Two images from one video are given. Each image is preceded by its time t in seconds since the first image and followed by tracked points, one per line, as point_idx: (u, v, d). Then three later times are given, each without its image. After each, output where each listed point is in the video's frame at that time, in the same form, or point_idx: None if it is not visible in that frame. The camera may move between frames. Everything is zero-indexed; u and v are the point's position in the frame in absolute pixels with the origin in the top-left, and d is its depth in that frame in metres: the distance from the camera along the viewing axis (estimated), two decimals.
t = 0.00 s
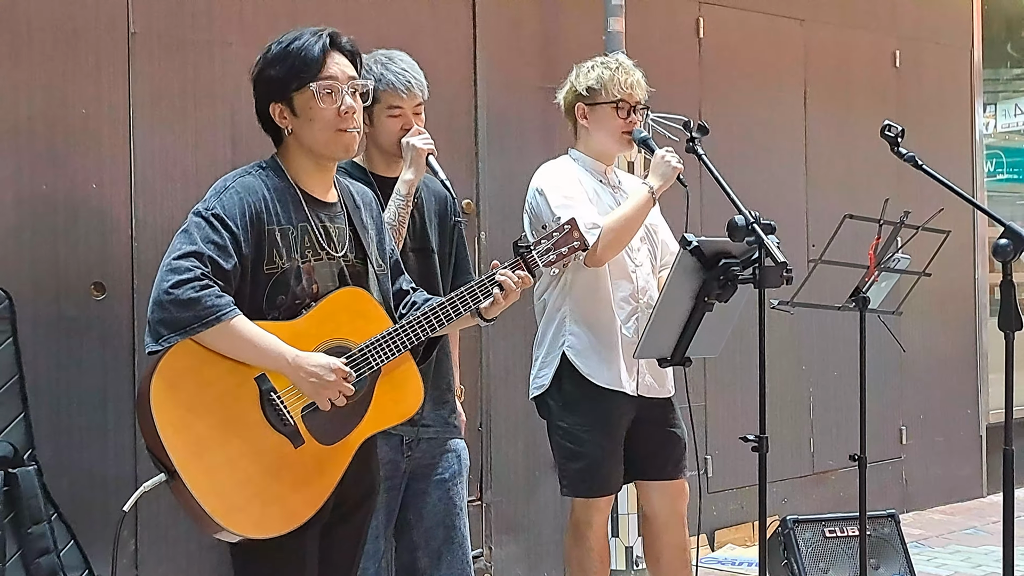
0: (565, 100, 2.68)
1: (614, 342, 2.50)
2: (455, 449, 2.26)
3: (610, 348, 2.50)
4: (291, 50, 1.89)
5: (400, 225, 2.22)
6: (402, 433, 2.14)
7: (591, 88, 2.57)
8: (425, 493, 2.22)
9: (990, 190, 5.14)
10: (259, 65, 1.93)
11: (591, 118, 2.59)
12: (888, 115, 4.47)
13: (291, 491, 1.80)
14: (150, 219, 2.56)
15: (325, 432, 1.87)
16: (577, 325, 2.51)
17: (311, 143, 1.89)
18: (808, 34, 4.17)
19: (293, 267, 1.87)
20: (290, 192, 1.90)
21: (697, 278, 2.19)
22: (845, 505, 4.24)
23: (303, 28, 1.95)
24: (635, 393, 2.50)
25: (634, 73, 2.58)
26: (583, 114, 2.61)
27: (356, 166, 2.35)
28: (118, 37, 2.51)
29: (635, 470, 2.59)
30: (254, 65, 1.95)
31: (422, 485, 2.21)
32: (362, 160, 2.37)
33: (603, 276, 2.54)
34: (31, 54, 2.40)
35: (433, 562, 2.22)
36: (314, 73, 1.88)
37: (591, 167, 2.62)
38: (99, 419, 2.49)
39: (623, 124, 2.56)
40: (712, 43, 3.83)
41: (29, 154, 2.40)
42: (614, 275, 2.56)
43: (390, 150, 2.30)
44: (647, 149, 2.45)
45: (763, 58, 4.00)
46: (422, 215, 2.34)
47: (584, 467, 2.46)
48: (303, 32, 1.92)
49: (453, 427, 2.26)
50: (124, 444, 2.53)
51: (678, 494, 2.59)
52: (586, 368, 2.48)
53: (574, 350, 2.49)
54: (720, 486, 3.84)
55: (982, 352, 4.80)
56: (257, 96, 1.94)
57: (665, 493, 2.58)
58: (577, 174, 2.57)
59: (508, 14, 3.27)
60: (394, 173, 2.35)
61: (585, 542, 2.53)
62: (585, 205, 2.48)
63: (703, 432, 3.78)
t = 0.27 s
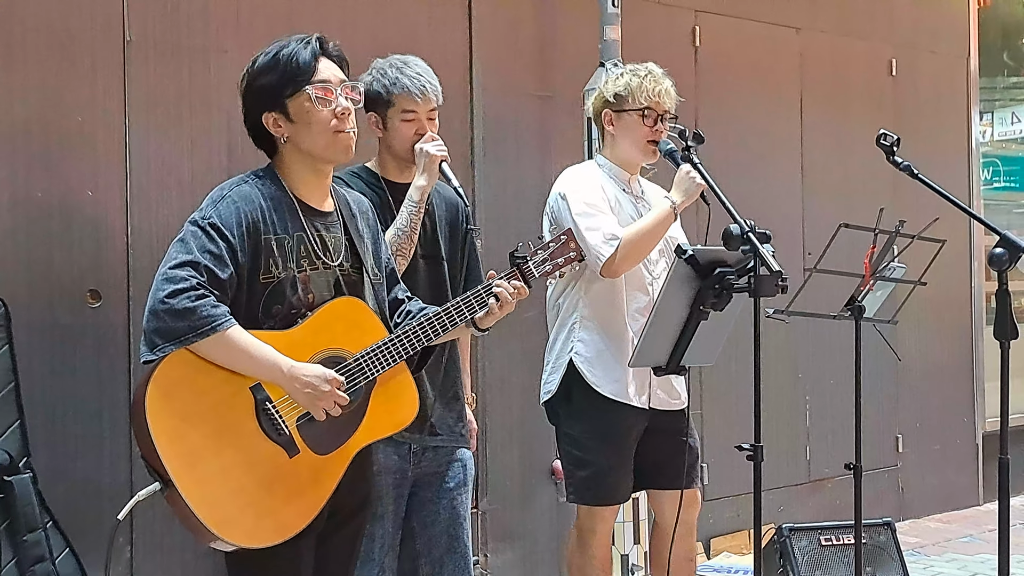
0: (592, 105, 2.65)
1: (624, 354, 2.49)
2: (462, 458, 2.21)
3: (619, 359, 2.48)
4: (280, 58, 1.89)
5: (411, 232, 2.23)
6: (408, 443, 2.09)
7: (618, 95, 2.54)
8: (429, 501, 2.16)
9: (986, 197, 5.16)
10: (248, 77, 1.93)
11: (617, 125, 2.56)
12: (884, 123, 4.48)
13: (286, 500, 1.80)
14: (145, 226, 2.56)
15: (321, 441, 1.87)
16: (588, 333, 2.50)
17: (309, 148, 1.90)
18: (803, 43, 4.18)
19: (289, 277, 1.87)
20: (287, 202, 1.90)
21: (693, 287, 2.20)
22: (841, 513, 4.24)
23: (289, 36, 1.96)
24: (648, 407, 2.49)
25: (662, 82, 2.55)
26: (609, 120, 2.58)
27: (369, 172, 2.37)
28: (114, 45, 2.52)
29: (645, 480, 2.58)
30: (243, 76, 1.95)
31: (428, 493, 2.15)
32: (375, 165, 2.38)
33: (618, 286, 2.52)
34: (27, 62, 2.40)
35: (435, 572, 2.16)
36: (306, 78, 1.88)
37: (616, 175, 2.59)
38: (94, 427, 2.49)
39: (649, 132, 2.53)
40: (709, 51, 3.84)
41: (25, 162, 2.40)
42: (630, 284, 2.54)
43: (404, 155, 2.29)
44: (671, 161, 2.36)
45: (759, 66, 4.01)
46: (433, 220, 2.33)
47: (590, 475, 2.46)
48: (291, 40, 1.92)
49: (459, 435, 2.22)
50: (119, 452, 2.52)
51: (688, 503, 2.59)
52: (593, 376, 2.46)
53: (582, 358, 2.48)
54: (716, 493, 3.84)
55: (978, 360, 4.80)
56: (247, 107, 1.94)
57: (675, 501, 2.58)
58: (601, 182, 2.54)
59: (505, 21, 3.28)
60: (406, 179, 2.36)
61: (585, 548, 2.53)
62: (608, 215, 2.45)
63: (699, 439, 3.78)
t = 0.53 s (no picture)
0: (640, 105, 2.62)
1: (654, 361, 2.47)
2: (474, 463, 2.25)
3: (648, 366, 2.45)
4: (305, 60, 1.89)
5: (429, 235, 2.20)
6: (425, 444, 2.16)
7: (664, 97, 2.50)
8: (440, 504, 2.21)
9: (992, 199, 5.14)
10: (263, 71, 1.91)
11: (662, 126, 2.54)
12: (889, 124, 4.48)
13: (291, 502, 1.80)
14: (151, 228, 2.57)
15: (326, 442, 1.88)
16: (619, 334, 2.49)
17: (314, 151, 1.90)
18: (808, 44, 4.18)
19: (293, 278, 1.87)
20: (290, 203, 1.90)
21: (697, 288, 2.20)
22: (846, 515, 4.24)
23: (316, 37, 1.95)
24: (679, 413, 2.48)
25: (711, 84, 2.49)
26: (655, 120, 2.55)
27: (388, 171, 2.34)
28: (120, 47, 2.52)
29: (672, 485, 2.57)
30: (257, 65, 1.93)
31: (439, 496, 2.21)
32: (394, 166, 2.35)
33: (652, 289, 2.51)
34: (33, 64, 2.41)
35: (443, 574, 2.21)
36: (328, 85, 1.89)
37: (659, 176, 2.56)
38: (99, 428, 2.49)
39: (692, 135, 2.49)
40: (713, 53, 3.84)
41: (31, 164, 2.41)
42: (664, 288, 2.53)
43: (424, 155, 2.27)
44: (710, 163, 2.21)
45: (764, 67, 4.01)
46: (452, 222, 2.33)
47: (614, 477, 2.46)
48: (318, 43, 1.92)
49: (473, 440, 2.25)
50: (124, 453, 2.53)
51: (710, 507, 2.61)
52: (621, 379, 2.45)
53: (610, 360, 2.47)
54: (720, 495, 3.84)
55: (984, 362, 4.79)
56: (253, 96, 1.93)
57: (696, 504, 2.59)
58: (641, 182, 2.53)
59: (509, 23, 3.28)
60: (426, 181, 2.33)
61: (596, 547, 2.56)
62: (642, 217, 2.45)
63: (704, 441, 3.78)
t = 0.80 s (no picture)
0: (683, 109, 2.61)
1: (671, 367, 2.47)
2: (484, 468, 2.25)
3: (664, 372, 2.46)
4: (335, 70, 1.89)
5: (442, 236, 2.19)
6: (433, 446, 2.17)
7: (701, 100, 2.48)
8: (447, 507, 2.21)
9: (995, 204, 5.14)
10: (288, 71, 1.90)
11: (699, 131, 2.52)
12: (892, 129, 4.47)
13: (290, 503, 1.81)
14: (153, 228, 2.57)
15: (325, 443, 1.88)
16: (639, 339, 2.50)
17: (325, 159, 1.91)
18: (811, 48, 4.18)
19: (293, 279, 1.88)
20: (291, 204, 1.90)
21: (699, 291, 2.20)
22: (845, 519, 4.24)
23: (343, 45, 1.95)
24: (698, 421, 2.49)
25: (750, 90, 2.44)
26: (694, 124, 2.53)
27: (403, 171, 2.34)
28: (123, 47, 2.53)
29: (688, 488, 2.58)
30: (282, 62, 1.92)
31: (446, 499, 2.21)
32: (409, 166, 2.35)
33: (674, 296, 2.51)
34: (37, 64, 2.42)
35: None
36: (354, 98, 1.90)
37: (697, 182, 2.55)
38: (100, 427, 2.50)
39: (726, 140, 2.46)
40: (717, 56, 3.85)
41: (33, 163, 2.41)
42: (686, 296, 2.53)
43: (439, 158, 2.27)
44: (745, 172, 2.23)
45: (767, 71, 4.01)
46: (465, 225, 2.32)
47: (629, 477, 2.48)
48: (348, 54, 1.92)
49: (481, 444, 2.26)
50: (124, 452, 2.53)
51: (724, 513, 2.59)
52: (637, 384, 2.47)
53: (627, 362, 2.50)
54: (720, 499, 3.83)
55: (985, 367, 4.79)
56: (272, 93, 1.91)
57: (710, 510, 2.58)
58: (672, 186, 2.52)
59: (513, 26, 3.28)
60: (441, 183, 2.33)
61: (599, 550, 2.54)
62: (668, 223, 2.46)
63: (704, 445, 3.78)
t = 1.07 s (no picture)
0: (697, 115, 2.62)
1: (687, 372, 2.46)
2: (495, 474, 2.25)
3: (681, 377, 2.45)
4: (352, 77, 1.89)
5: (459, 241, 2.18)
6: (449, 450, 2.18)
7: (714, 103, 2.50)
8: (459, 512, 2.22)
9: (1000, 212, 5.14)
10: (305, 77, 1.90)
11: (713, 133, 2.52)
12: (897, 136, 4.47)
13: (290, 507, 1.81)
14: (159, 230, 2.58)
15: (327, 448, 1.88)
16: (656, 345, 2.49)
17: (340, 166, 1.91)
18: (817, 54, 4.18)
19: (299, 285, 1.88)
20: (298, 209, 1.91)
21: (702, 297, 2.20)
22: (847, 527, 4.23)
23: (358, 52, 1.95)
24: (712, 426, 2.48)
25: (761, 89, 2.46)
26: (707, 127, 2.54)
27: (421, 175, 2.34)
28: (131, 49, 2.54)
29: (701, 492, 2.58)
30: (298, 68, 1.92)
31: (459, 504, 2.22)
32: (427, 170, 2.36)
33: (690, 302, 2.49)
34: (45, 64, 2.43)
35: None
36: (369, 105, 1.90)
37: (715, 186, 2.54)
38: (103, 427, 2.50)
39: (741, 140, 2.44)
40: (722, 62, 3.85)
41: (40, 163, 2.42)
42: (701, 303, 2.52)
43: (460, 164, 2.28)
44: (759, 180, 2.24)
45: (772, 77, 4.01)
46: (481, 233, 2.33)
47: (642, 481, 2.47)
48: (364, 60, 1.92)
49: (495, 449, 2.25)
50: (127, 452, 2.53)
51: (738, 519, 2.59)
52: (654, 389, 2.46)
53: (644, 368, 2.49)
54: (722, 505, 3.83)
55: (988, 376, 4.78)
56: (288, 99, 1.91)
57: (723, 515, 2.58)
58: (689, 189, 2.50)
59: (519, 30, 3.29)
60: (458, 188, 2.34)
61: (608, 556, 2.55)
62: (682, 225, 2.44)
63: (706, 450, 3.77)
